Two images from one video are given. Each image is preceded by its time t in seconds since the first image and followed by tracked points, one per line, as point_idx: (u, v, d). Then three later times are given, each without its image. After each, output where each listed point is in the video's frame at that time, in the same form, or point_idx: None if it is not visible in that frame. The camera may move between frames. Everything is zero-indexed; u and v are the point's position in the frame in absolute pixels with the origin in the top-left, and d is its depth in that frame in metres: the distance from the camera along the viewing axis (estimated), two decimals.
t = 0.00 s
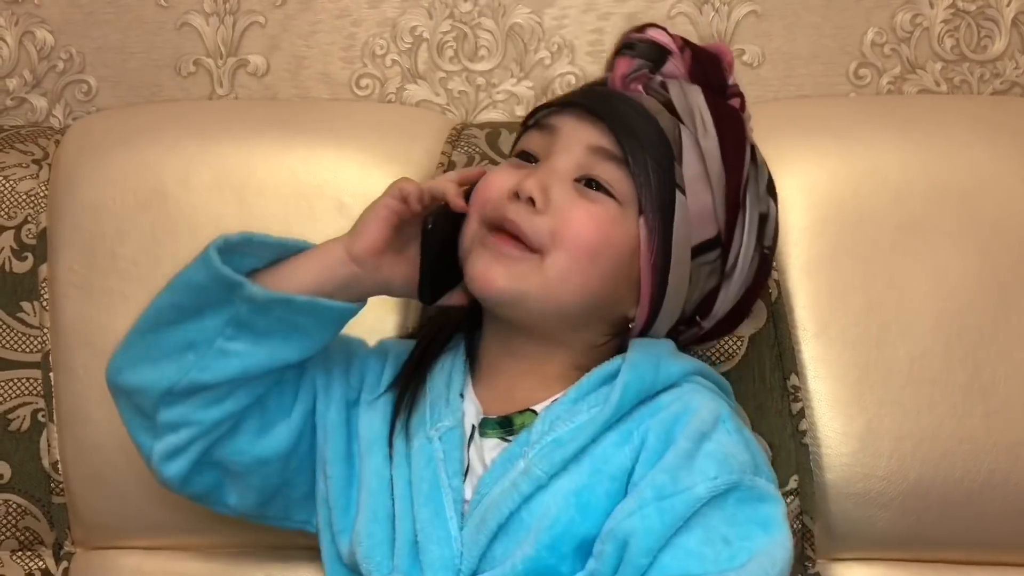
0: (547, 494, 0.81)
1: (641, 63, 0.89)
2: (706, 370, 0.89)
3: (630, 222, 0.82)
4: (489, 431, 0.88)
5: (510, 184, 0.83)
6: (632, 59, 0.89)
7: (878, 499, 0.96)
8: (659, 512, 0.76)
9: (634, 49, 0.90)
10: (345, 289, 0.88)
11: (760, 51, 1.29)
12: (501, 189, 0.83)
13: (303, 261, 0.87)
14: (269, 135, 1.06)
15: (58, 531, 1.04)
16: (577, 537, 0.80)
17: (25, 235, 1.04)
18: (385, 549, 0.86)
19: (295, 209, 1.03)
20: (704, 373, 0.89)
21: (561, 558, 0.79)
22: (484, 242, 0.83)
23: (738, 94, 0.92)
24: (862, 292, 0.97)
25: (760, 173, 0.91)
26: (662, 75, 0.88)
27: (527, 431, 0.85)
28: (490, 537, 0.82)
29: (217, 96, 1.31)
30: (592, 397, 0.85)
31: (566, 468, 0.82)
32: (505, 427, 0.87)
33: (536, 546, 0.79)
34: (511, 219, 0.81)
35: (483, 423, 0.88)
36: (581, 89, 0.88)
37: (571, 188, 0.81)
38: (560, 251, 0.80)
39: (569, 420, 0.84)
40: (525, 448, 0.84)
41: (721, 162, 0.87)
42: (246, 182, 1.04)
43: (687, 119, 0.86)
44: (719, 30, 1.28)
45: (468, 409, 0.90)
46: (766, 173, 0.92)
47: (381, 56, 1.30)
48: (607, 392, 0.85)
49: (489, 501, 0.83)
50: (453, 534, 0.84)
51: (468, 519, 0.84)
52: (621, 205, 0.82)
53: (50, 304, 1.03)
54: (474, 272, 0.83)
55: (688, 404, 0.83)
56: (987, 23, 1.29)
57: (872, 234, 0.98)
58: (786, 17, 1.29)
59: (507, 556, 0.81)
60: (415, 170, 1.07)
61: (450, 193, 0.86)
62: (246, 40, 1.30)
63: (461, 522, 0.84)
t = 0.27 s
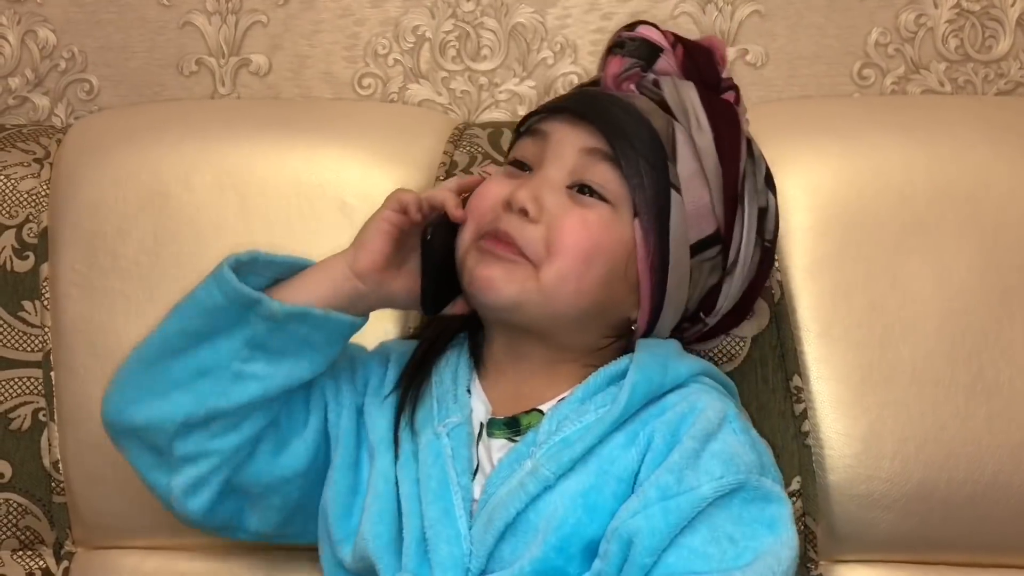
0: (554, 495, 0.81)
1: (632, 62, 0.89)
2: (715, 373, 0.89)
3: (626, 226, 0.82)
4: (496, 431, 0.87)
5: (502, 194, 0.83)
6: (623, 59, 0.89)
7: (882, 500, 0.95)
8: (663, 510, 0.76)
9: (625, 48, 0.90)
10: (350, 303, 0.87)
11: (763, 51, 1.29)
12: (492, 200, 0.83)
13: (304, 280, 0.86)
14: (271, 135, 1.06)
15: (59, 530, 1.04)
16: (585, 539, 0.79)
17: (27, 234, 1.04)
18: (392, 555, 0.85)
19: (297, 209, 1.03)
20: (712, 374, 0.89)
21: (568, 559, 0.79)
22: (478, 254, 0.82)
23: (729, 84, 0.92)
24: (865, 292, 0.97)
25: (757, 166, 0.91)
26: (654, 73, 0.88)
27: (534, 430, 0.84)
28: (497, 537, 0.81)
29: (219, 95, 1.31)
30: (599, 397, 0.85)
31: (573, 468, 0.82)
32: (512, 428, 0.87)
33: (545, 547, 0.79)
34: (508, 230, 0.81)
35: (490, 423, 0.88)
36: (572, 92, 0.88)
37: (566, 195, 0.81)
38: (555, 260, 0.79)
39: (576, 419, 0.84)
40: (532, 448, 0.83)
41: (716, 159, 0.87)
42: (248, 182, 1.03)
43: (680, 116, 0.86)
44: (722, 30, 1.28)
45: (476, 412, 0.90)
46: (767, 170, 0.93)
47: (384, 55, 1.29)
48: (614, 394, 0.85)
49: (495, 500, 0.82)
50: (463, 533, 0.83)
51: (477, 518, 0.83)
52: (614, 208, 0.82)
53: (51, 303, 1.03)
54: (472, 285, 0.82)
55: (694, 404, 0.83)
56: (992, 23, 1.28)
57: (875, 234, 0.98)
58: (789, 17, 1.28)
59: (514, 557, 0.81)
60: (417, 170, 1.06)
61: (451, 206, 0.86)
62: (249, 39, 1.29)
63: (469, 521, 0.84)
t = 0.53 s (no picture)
0: (563, 506, 0.81)
1: (566, 45, 0.84)
2: (715, 370, 0.89)
3: (616, 230, 0.81)
4: (503, 447, 0.87)
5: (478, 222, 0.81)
6: (556, 43, 0.85)
7: (889, 504, 0.95)
8: (669, 518, 0.76)
9: (553, 29, 0.85)
10: (388, 397, 0.85)
11: (772, 53, 1.29)
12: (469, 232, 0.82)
13: (337, 386, 0.84)
14: (280, 136, 1.06)
15: (67, 529, 1.04)
16: (595, 550, 0.80)
17: (37, 232, 1.04)
18: None
19: (305, 209, 1.03)
20: (712, 372, 0.89)
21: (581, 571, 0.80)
22: (472, 292, 0.82)
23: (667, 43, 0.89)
24: (873, 295, 0.97)
25: (713, 128, 0.90)
26: (593, 49, 0.84)
27: (539, 441, 0.84)
28: (506, 550, 0.81)
29: (228, 95, 1.31)
30: (602, 404, 0.85)
31: (580, 479, 0.82)
32: (518, 441, 0.87)
33: (557, 561, 0.80)
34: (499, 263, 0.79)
35: (495, 440, 0.88)
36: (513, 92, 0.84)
37: (548, 213, 0.80)
38: (556, 290, 0.79)
39: (581, 428, 0.84)
40: (538, 459, 0.83)
41: (675, 131, 0.85)
42: (257, 182, 1.04)
43: (632, 94, 0.83)
44: (731, 32, 1.28)
45: (479, 424, 0.90)
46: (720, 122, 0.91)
47: (392, 56, 1.30)
48: (617, 401, 0.85)
49: (501, 513, 0.82)
50: (469, 543, 0.83)
51: (483, 528, 0.83)
52: (601, 217, 0.81)
53: (61, 302, 1.03)
54: (471, 326, 0.81)
55: (697, 407, 0.82)
56: (1001, 27, 1.28)
57: (884, 237, 0.98)
58: (798, 20, 1.28)
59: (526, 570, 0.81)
60: (426, 171, 1.07)
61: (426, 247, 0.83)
62: (258, 40, 1.30)
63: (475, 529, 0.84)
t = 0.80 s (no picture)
0: (573, 511, 0.78)
1: (539, 48, 0.78)
2: (728, 367, 0.86)
3: (654, 237, 0.81)
4: (516, 454, 0.85)
5: (523, 266, 0.78)
6: (526, 44, 0.78)
7: (911, 513, 0.93)
8: (673, 516, 0.72)
9: (519, 32, 0.78)
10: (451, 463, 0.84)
11: (790, 55, 1.27)
12: (517, 278, 0.78)
13: (401, 449, 0.83)
14: (293, 133, 1.05)
15: (74, 529, 1.03)
16: (606, 555, 0.77)
17: (47, 229, 1.03)
18: None
19: (319, 208, 1.02)
20: (726, 371, 0.86)
21: None
22: (532, 333, 0.79)
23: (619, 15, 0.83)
24: (896, 301, 0.95)
25: (681, 92, 0.86)
26: (562, 42, 0.78)
27: (549, 445, 0.82)
28: (516, 555, 0.78)
29: (240, 92, 1.30)
30: (612, 405, 0.82)
31: (592, 483, 0.79)
32: (531, 448, 0.84)
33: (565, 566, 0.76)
34: (560, 306, 0.77)
35: (507, 447, 0.86)
36: (499, 116, 0.78)
37: (595, 243, 0.78)
38: (621, 311, 0.78)
39: (591, 432, 0.81)
40: (548, 464, 0.81)
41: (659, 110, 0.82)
42: (269, 180, 1.02)
43: (612, 84, 0.79)
44: (749, 33, 1.26)
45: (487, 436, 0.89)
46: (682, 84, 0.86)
47: (406, 54, 1.28)
48: (628, 402, 0.82)
49: (512, 516, 0.79)
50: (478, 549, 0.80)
51: (493, 533, 0.81)
52: (639, 229, 0.80)
53: (71, 299, 1.02)
54: (543, 367, 0.79)
55: (706, 406, 0.80)
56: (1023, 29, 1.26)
57: (907, 241, 0.96)
58: (817, 21, 1.26)
59: None
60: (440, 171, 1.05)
61: (484, 308, 0.79)
62: (270, 36, 1.28)
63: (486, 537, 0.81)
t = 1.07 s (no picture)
0: (586, 521, 0.75)
1: (520, 37, 0.73)
2: (746, 371, 0.83)
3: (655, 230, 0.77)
4: (521, 458, 0.82)
5: (514, 269, 0.74)
6: (507, 34, 0.73)
7: (931, 519, 0.90)
8: (696, 529, 0.69)
9: (498, 20, 0.74)
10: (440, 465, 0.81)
11: (805, 48, 1.24)
12: (508, 281, 0.74)
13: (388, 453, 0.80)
14: (296, 122, 1.02)
15: (67, 528, 1.00)
16: (620, 567, 0.74)
17: (42, 218, 1.00)
18: None
19: (321, 199, 0.99)
20: (744, 374, 0.83)
21: None
22: (526, 337, 0.75)
23: None
24: (917, 300, 0.92)
25: (681, 69, 0.80)
26: (545, 29, 0.74)
27: (560, 451, 0.79)
28: (524, 565, 0.75)
29: (242, 81, 1.27)
30: (626, 410, 0.79)
31: (604, 492, 0.76)
32: (537, 452, 0.82)
33: None
34: (552, 309, 0.72)
35: (513, 450, 0.83)
36: (482, 111, 0.74)
37: (588, 241, 0.73)
38: (617, 313, 0.74)
39: (605, 438, 0.78)
40: (559, 470, 0.78)
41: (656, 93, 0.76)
42: (271, 171, 0.99)
43: (602, 69, 0.74)
44: (763, 26, 1.23)
45: (491, 438, 0.86)
46: (682, 62, 0.81)
47: (412, 44, 1.25)
48: (643, 407, 0.79)
49: (518, 526, 0.76)
50: (481, 555, 0.77)
51: (499, 541, 0.77)
52: (636, 223, 0.76)
53: (66, 291, 0.99)
54: (540, 370, 0.76)
55: (727, 412, 0.77)
56: None
57: (928, 239, 0.93)
58: (833, 14, 1.23)
59: None
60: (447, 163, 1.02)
61: (473, 307, 0.75)
62: (274, 25, 1.26)
63: (488, 544, 0.78)
